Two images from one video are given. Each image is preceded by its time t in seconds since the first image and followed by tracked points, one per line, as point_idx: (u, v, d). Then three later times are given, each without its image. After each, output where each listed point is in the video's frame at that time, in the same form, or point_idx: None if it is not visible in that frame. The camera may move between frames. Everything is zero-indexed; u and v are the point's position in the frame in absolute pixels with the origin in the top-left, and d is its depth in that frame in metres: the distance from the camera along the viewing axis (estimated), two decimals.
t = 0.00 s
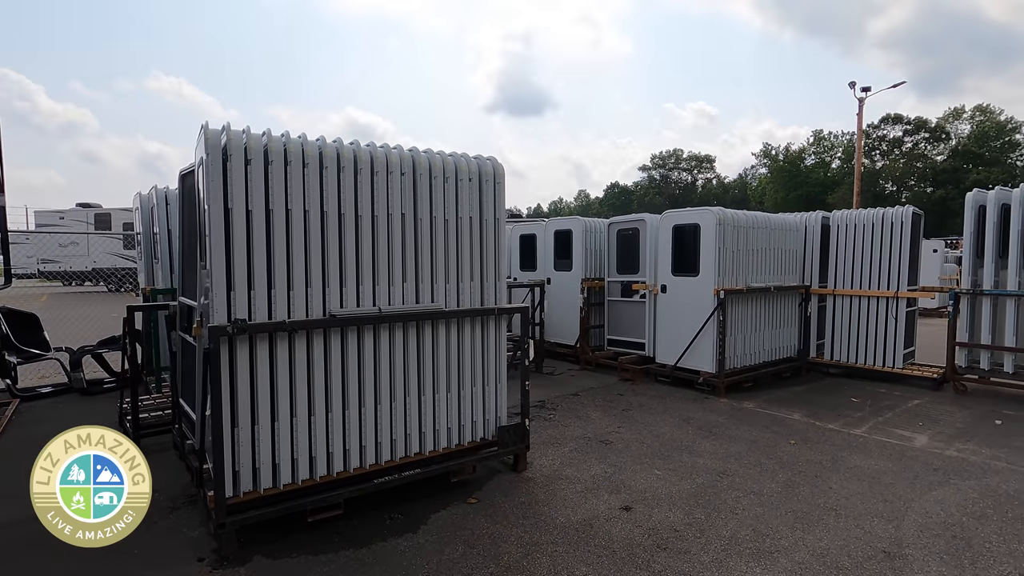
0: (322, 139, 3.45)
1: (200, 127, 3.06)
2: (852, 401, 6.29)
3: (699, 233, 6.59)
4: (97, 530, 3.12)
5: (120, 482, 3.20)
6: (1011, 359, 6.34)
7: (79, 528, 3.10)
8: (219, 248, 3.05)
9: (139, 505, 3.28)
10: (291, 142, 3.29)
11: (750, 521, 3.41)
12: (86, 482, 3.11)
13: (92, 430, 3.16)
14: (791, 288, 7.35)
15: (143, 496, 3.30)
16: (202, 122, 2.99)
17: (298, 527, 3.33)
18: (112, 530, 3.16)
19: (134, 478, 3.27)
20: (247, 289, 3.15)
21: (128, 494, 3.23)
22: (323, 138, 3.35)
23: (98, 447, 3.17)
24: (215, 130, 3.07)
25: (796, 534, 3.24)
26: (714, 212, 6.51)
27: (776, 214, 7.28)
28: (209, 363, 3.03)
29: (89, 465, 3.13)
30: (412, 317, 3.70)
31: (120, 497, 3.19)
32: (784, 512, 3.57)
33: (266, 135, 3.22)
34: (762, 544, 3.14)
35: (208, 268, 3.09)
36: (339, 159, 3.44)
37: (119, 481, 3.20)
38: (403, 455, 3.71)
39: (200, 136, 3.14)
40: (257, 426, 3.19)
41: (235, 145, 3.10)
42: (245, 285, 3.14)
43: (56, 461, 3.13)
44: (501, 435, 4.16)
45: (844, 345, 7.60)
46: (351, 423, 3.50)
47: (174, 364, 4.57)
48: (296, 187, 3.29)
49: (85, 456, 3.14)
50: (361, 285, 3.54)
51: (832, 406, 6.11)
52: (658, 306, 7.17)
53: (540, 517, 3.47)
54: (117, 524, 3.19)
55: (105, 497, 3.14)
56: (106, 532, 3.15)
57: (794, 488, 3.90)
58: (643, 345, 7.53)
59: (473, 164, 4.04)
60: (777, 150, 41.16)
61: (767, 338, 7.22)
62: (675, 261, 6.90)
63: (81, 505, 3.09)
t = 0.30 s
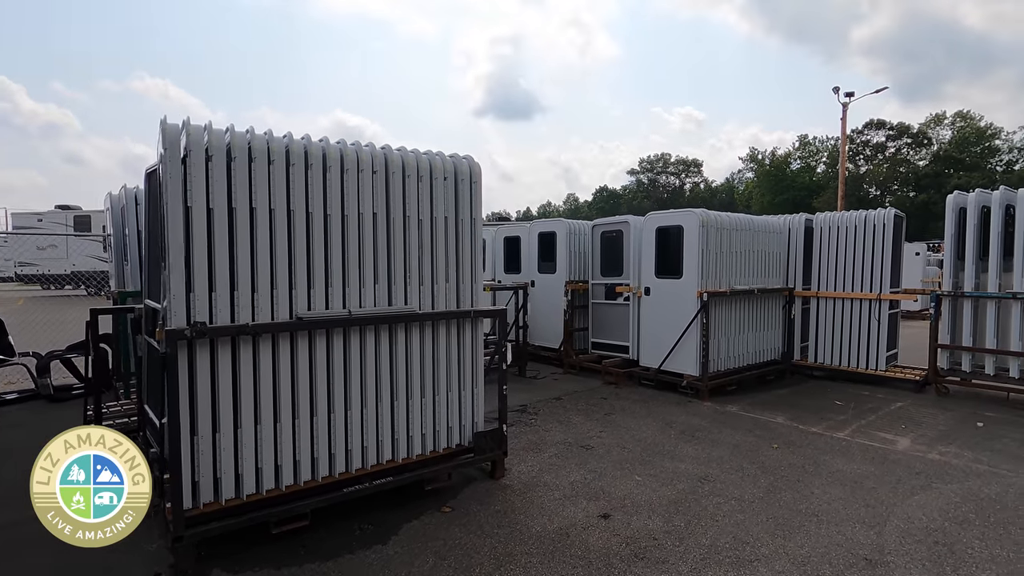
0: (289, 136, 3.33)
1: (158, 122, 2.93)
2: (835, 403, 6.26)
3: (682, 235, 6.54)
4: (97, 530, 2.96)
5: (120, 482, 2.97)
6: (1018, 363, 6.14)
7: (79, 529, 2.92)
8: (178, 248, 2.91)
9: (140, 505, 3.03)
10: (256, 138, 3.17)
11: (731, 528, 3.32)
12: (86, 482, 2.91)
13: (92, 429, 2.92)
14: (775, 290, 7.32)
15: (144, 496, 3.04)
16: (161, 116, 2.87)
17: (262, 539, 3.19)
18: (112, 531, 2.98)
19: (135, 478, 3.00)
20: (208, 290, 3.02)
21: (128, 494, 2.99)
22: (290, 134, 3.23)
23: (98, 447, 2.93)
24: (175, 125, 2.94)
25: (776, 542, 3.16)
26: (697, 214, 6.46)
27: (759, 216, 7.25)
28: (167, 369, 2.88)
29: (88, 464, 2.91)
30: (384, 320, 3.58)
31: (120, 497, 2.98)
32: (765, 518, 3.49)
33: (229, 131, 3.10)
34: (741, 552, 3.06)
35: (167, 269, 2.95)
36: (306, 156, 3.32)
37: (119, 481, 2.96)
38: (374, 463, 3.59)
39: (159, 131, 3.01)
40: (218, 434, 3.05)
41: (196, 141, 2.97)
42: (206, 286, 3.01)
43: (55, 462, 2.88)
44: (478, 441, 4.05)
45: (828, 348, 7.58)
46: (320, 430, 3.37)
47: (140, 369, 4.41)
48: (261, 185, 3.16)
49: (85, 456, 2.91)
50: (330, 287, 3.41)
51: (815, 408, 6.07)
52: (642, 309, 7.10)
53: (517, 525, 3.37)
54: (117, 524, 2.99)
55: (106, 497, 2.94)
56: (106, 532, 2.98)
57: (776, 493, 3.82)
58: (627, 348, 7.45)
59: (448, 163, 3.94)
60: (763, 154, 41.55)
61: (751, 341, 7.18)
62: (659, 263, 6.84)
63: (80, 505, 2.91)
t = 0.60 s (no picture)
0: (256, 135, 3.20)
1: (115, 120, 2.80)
2: (826, 409, 6.16)
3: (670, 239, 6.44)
4: (96, 530, 2.73)
5: (120, 482, 2.73)
6: (1010, 368, 6.06)
7: (80, 528, 2.74)
8: (136, 253, 2.78)
9: (141, 505, 2.75)
10: (221, 138, 3.04)
11: (716, 543, 3.21)
12: (86, 482, 2.73)
13: (91, 429, 2.71)
14: (765, 294, 7.22)
15: (146, 496, 2.76)
16: (118, 115, 2.75)
17: (226, 557, 3.06)
18: (112, 530, 2.71)
19: (135, 478, 2.74)
20: (169, 297, 2.89)
21: (128, 494, 2.74)
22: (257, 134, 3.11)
23: (98, 447, 2.71)
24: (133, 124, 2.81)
25: (763, 558, 3.04)
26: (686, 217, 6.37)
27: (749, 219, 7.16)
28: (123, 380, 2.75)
29: (88, 464, 2.72)
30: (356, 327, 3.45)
31: (120, 496, 2.74)
32: (752, 531, 3.37)
33: (192, 131, 2.97)
34: (726, 568, 2.94)
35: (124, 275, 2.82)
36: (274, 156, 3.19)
37: (120, 481, 2.73)
38: (347, 476, 3.45)
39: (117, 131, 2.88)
40: (179, 448, 2.91)
41: (156, 140, 2.84)
42: (166, 293, 2.87)
43: (56, 461, 2.70)
44: (457, 452, 3.92)
45: (819, 352, 7.49)
46: (288, 443, 3.23)
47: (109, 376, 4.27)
48: (226, 187, 3.03)
49: (85, 456, 2.72)
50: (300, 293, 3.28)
51: (806, 415, 5.96)
52: (631, 313, 6.99)
53: (495, 540, 3.24)
54: (116, 525, 2.71)
55: (107, 496, 2.72)
56: (106, 532, 2.71)
57: (764, 505, 3.71)
58: (616, 353, 7.34)
59: (426, 164, 3.82)
60: (758, 157, 41.65)
61: (742, 345, 7.08)
62: (648, 267, 6.73)
63: (80, 505, 2.74)
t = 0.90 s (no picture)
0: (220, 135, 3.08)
1: (68, 119, 2.68)
2: (816, 415, 6.07)
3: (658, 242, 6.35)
4: (97, 530, 2.67)
5: (120, 482, 2.71)
6: (1001, 372, 5.99)
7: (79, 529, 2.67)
8: (89, 257, 2.66)
9: (141, 504, 2.76)
10: (181, 138, 2.93)
11: (697, 556, 3.10)
12: (86, 482, 2.66)
13: (92, 429, 2.63)
14: (755, 298, 7.14)
15: (146, 496, 2.77)
16: (70, 114, 2.64)
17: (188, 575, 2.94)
18: (113, 530, 2.70)
19: (135, 478, 2.74)
20: (125, 303, 2.77)
21: (129, 494, 2.73)
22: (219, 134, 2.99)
23: (98, 447, 2.66)
24: (86, 122, 2.69)
25: (745, 572, 2.93)
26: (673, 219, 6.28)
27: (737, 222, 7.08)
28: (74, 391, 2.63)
29: (88, 464, 2.64)
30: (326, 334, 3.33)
31: (120, 497, 2.72)
32: (735, 543, 3.27)
33: (150, 130, 2.86)
34: None
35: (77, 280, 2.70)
36: (239, 157, 3.08)
37: (119, 481, 2.71)
38: (317, 487, 3.34)
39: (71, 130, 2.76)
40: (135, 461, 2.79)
41: (111, 140, 2.73)
42: (122, 299, 2.75)
43: (55, 462, 2.60)
44: (433, 461, 3.81)
45: (810, 356, 7.41)
46: (253, 455, 3.12)
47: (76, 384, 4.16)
48: (187, 189, 2.92)
49: (84, 457, 2.64)
50: (266, 298, 3.17)
51: (795, 420, 5.87)
52: (618, 317, 6.90)
53: (469, 554, 3.13)
54: (117, 524, 2.71)
55: (107, 496, 2.69)
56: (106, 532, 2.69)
57: (748, 515, 3.60)
58: (605, 358, 7.24)
59: (401, 164, 3.71)
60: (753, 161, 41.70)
61: (731, 350, 6.99)
62: (636, 270, 6.64)
63: (80, 505, 2.67)
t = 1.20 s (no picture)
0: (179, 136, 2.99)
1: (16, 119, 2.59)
2: (804, 421, 5.98)
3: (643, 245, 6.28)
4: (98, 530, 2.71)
5: (120, 482, 2.75)
6: (991, 378, 5.92)
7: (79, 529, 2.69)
8: (37, 263, 2.56)
9: (141, 505, 2.79)
10: (136, 138, 2.83)
11: (670, 569, 3.01)
12: (86, 482, 2.69)
13: (92, 429, 2.68)
14: (743, 302, 7.07)
15: (146, 496, 2.80)
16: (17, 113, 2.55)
17: None
18: (113, 530, 2.74)
19: (135, 478, 2.78)
20: (75, 309, 2.67)
21: (128, 494, 2.77)
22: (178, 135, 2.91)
23: (98, 447, 2.70)
24: (34, 122, 2.60)
25: None
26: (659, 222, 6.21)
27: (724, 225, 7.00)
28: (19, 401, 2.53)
29: (89, 464, 2.68)
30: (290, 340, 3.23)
31: (120, 497, 2.75)
32: (711, 554, 3.18)
33: (105, 131, 2.77)
34: None
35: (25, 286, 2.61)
36: (199, 159, 3.00)
37: (119, 480, 2.75)
38: (280, 498, 3.24)
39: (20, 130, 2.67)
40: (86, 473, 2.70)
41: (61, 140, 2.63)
42: (71, 305, 2.65)
43: (55, 462, 2.62)
44: (404, 470, 3.71)
45: (799, 361, 7.33)
46: (212, 465, 3.02)
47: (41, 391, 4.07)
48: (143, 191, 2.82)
49: (84, 457, 2.68)
50: (226, 303, 3.07)
51: (782, 427, 5.78)
52: (605, 321, 6.81)
53: (436, 568, 3.03)
54: (118, 524, 2.74)
55: (108, 496, 2.73)
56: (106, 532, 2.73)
57: (727, 526, 3.52)
58: (592, 363, 7.15)
59: (371, 166, 3.62)
60: (751, 164, 41.65)
61: (719, 354, 6.91)
62: (622, 274, 6.56)
63: (80, 505, 2.69)
